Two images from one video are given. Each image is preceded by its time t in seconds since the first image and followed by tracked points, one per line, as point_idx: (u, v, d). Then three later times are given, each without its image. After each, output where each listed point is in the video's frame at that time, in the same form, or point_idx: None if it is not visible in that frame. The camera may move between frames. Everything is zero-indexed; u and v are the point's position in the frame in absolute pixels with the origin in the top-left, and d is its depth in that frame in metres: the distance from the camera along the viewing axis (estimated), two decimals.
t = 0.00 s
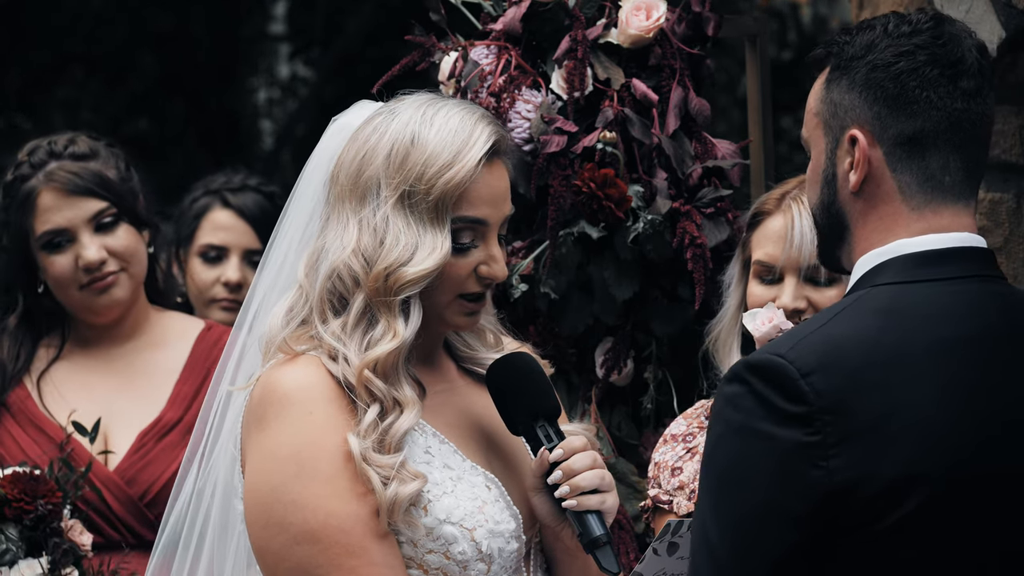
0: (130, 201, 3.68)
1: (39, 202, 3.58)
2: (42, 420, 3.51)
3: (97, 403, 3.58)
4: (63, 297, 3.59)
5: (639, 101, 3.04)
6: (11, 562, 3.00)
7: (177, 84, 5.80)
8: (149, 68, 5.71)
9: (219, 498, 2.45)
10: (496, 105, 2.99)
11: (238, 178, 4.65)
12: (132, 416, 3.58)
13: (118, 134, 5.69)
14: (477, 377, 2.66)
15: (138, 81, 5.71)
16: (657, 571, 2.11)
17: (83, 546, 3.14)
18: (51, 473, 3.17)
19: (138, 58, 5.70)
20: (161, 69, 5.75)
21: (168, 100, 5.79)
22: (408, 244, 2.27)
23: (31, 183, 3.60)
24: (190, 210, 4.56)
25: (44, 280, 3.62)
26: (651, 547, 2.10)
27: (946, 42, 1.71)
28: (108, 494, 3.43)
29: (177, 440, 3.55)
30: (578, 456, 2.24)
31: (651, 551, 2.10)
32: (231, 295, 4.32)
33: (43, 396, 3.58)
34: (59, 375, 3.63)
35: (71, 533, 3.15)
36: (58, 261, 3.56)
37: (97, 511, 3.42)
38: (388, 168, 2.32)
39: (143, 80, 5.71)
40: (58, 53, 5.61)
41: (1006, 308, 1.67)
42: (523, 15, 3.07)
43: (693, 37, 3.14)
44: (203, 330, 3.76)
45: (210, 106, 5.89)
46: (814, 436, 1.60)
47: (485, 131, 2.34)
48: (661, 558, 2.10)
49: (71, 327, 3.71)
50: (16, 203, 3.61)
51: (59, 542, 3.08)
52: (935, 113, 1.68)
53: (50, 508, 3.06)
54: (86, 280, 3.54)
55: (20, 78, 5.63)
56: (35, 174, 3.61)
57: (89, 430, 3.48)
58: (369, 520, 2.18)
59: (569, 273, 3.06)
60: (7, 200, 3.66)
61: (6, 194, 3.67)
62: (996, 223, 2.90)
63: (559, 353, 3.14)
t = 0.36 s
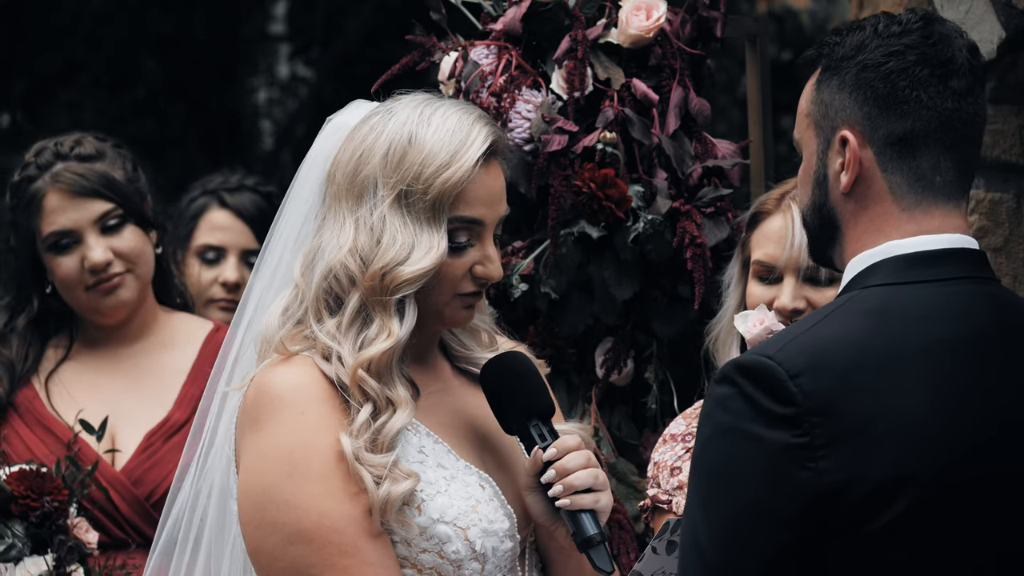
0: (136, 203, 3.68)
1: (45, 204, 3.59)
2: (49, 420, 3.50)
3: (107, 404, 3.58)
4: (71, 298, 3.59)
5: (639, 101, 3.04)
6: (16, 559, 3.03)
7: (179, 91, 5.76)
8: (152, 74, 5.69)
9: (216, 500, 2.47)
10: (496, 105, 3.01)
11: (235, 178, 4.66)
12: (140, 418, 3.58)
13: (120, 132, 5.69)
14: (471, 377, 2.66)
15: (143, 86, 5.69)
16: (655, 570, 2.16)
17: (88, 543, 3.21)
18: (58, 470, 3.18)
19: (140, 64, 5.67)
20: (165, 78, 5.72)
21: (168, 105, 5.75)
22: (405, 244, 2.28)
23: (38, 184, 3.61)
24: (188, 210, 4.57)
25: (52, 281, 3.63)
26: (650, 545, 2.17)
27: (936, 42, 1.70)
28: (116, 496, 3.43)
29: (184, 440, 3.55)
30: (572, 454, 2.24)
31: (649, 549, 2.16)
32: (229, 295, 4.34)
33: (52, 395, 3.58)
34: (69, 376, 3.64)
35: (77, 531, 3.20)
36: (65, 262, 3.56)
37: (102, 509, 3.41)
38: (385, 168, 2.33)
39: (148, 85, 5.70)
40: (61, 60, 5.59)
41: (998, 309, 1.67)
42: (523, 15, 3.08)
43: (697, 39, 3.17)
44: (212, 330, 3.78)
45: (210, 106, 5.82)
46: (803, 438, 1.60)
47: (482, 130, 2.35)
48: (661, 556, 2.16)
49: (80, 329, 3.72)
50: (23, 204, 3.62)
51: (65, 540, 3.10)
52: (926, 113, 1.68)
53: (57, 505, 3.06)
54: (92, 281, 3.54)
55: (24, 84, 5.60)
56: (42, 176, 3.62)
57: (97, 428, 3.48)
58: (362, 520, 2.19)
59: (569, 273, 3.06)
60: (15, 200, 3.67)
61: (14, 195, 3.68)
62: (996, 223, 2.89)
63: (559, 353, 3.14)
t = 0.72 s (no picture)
0: (143, 205, 3.68)
1: (51, 204, 3.59)
2: (56, 422, 3.49)
3: (112, 405, 3.57)
4: (77, 298, 3.59)
5: (639, 101, 3.04)
6: (20, 562, 2.99)
7: (181, 91, 5.75)
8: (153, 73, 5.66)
9: (213, 499, 2.47)
10: (496, 105, 3.01)
11: (232, 177, 4.66)
12: (144, 420, 3.57)
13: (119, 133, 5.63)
14: (466, 376, 2.66)
15: (143, 86, 5.66)
16: (655, 572, 2.14)
17: (93, 545, 3.21)
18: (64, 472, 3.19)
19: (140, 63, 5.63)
20: (167, 77, 5.70)
21: (169, 104, 5.72)
22: (394, 234, 2.27)
23: (45, 184, 3.61)
24: (185, 210, 4.56)
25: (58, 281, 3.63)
26: (649, 547, 2.15)
27: (942, 42, 1.70)
28: (120, 496, 3.41)
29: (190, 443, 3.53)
30: (566, 455, 2.25)
31: (649, 550, 2.14)
32: (227, 295, 4.34)
33: (58, 396, 3.57)
34: (75, 376, 3.63)
35: (81, 533, 3.22)
36: (71, 262, 3.57)
37: (106, 511, 3.38)
38: (374, 160, 2.32)
39: (148, 85, 5.67)
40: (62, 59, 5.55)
41: (1000, 310, 1.67)
42: (523, 15, 3.08)
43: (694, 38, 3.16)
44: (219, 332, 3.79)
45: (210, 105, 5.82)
46: (806, 439, 1.60)
47: (468, 120, 2.35)
48: (661, 558, 2.14)
49: (86, 329, 3.71)
50: (30, 203, 3.62)
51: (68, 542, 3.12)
52: (931, 113, 1.67)
53: (59, 507, 3.11)
54: (98, 282, 3.54)
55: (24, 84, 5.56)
56: (50, 175, 3.62)
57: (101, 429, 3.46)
58: (354, 518, 2.18)
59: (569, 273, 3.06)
60: (21, 199, 3.67)
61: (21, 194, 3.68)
62: (997, 223, 2.89)
63: (559, 353, 3.14)
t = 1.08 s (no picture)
0: (146, 208, 3.65)
1: (55, 207, 3.58)
2: (63, 423, 3.49)
3: (113, 401, 3.57)
4: (81, 300, 3.57)
5: (639, 101, 3.03)
6: (30, 556, 3.03)
7: (174, 83, 5.68)
8: (147, 67, 5.63)
9: (214, 497, 2.46)
10: (496, 104, 3.00)
11: (232, 177, 4.65)
12: (148, 418, 3.56)
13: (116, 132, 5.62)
14: (467, 377, 2.65)
15: (137, 79, 5.63)
16: (657, 574, 2.09)
17: (102, 541, 3.20)
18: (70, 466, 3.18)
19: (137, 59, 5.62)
20: (161, 64, 5.65)
21: (167, 100, 5.67)
22: (403, 238, 2.27)
23: (49, 187, 3.60)
24: (184, 210, 4.54)
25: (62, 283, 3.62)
26: (651, 549, 2.10)
27: (957, 41, 1.71)
28: (127, 497, 3.41)
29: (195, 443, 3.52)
30: (570, 454, 2.25)
31: (651, 553, 2.09)
32: (227, 295, 4.33)
33: (64, 397, 3.57)
34: (80, 376, 3.62)
35: (92, 529, 3.20)
36: (74, 265, 3.55)
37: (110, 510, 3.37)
38: (384, 162, 2.32)
39: (142, 78, 5.63)
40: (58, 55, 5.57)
41: (1013, 310, 1.67)
42: (522, 15, 3.07)
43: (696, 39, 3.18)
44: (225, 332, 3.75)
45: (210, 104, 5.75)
46: (826, 442, 1.60)
47: (480, 126, 2.35)
48: (661, 562, 2.09)
49: (90, 329, 3.71)
50: (34, 206, 3.61)
51: (77, 538, 3.11)
52: (947, 113, 1.68)
53: (70, 502, 3.09)
54: (102, 284, 3.52)
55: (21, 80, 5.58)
56: (54, 178, 3.61)
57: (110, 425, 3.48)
58: (361, 518, 2.18)
59: (569, 273, 3.05)
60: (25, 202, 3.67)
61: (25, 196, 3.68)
62: (997, 223, 2.91)
63: (559, 353, 3.13)
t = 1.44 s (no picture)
0: (152, 212, 3.62)
1: (60, 208, 3.56)
2: (64, 421, 3.48)
3: (113, 401, 3.56)
4: (86, 301, 3.56)
5: (639, 101, 3.03)
6: (26, 556, 3.00)
7: (172, 81, 5.66)
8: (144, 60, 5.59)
9: (216, 497, 2.43)
10: (497, 105, 3.00)
11: (233, 178, 4.63)
12: (153, 419, 3.54)
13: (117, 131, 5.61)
14: (472, 378, 2.66)
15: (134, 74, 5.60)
16: (658, 573, 2.10)
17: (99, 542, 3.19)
18: (69, 466, 3.14)
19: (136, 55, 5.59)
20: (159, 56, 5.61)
21: (168, 100, 5.66)
22: (418, 250, 2.28)
23: (55, 187, 3.58)
24: (184, 210, 4.53)
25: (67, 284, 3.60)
26: (652, 550, 2.08)
27: (970, 40, 1.71)
28: (129, 496, 3.40)
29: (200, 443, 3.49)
30: (577, 454, 2.23)
31: (652, 553, 2.08)
32: (225, 295, 4.32)
33: (68, 396, 3.56)
34: (83, 376, 3.61)
35: (88, 528, 3.19)
36: (79, 267, 3.53)
37: (110, 507, 3.37)
38: (399, 172, 2.31)
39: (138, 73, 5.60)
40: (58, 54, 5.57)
41: None
42: (522, 15, 3.07)
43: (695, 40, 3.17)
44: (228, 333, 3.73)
45: (210, 104, 5.72)
46: (847, 443, 1.60)
47: (497, 139, 2.35)
48: (662, 562, 2.08)
49: (94, 330, 3.69)
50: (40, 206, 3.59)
51: (74, 537, 3.07)
52: (962, 112, 1.69)
53: (65, 502, 3.03)
54: (106, 286, 3.51)
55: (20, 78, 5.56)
56: (60, 179, 3.59)
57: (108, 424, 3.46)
58: (374, 519, 2.18)
59: (569, 273, 3.05)
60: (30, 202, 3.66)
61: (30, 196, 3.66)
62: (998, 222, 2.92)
63: (559, 353, 3.13)
